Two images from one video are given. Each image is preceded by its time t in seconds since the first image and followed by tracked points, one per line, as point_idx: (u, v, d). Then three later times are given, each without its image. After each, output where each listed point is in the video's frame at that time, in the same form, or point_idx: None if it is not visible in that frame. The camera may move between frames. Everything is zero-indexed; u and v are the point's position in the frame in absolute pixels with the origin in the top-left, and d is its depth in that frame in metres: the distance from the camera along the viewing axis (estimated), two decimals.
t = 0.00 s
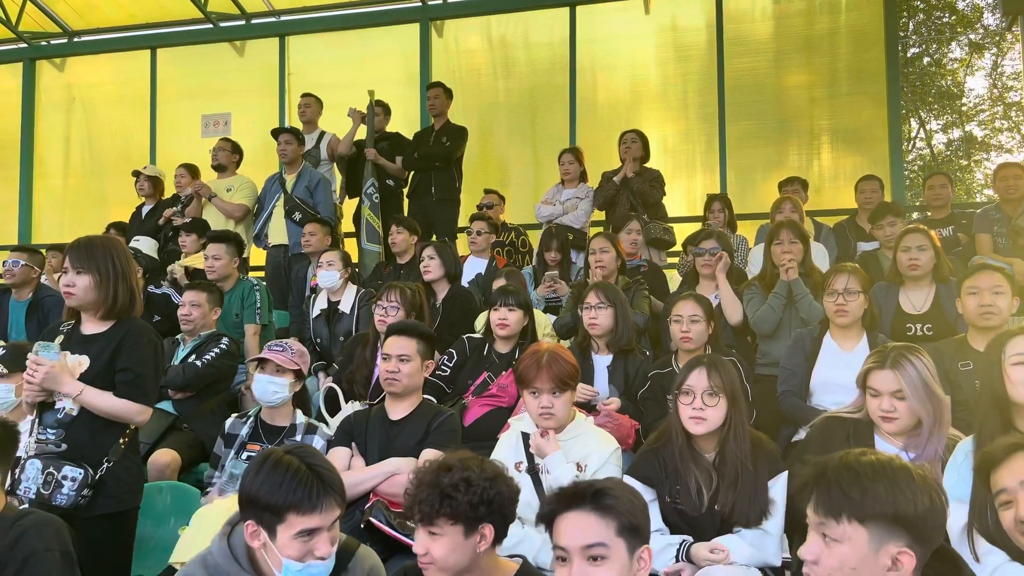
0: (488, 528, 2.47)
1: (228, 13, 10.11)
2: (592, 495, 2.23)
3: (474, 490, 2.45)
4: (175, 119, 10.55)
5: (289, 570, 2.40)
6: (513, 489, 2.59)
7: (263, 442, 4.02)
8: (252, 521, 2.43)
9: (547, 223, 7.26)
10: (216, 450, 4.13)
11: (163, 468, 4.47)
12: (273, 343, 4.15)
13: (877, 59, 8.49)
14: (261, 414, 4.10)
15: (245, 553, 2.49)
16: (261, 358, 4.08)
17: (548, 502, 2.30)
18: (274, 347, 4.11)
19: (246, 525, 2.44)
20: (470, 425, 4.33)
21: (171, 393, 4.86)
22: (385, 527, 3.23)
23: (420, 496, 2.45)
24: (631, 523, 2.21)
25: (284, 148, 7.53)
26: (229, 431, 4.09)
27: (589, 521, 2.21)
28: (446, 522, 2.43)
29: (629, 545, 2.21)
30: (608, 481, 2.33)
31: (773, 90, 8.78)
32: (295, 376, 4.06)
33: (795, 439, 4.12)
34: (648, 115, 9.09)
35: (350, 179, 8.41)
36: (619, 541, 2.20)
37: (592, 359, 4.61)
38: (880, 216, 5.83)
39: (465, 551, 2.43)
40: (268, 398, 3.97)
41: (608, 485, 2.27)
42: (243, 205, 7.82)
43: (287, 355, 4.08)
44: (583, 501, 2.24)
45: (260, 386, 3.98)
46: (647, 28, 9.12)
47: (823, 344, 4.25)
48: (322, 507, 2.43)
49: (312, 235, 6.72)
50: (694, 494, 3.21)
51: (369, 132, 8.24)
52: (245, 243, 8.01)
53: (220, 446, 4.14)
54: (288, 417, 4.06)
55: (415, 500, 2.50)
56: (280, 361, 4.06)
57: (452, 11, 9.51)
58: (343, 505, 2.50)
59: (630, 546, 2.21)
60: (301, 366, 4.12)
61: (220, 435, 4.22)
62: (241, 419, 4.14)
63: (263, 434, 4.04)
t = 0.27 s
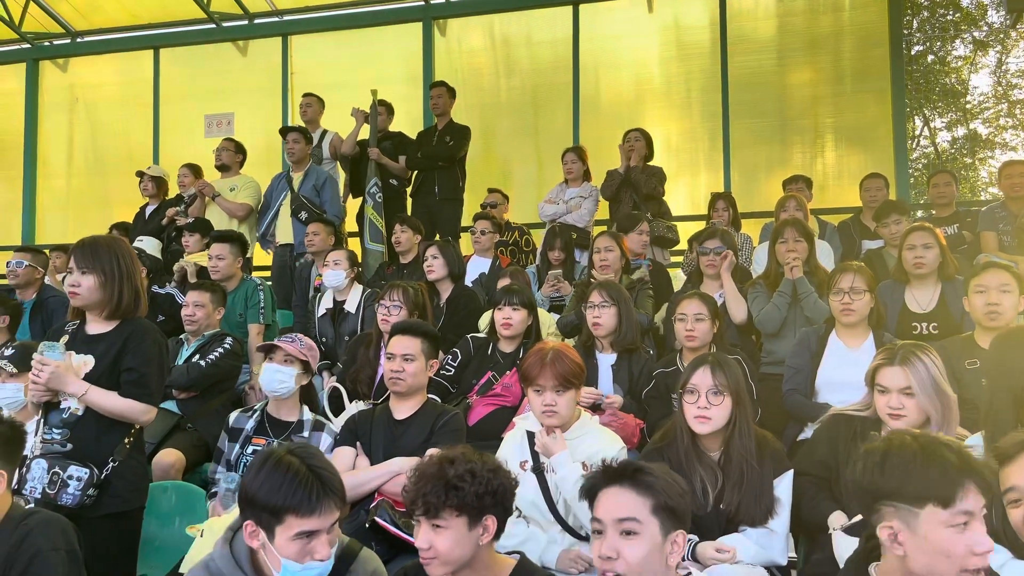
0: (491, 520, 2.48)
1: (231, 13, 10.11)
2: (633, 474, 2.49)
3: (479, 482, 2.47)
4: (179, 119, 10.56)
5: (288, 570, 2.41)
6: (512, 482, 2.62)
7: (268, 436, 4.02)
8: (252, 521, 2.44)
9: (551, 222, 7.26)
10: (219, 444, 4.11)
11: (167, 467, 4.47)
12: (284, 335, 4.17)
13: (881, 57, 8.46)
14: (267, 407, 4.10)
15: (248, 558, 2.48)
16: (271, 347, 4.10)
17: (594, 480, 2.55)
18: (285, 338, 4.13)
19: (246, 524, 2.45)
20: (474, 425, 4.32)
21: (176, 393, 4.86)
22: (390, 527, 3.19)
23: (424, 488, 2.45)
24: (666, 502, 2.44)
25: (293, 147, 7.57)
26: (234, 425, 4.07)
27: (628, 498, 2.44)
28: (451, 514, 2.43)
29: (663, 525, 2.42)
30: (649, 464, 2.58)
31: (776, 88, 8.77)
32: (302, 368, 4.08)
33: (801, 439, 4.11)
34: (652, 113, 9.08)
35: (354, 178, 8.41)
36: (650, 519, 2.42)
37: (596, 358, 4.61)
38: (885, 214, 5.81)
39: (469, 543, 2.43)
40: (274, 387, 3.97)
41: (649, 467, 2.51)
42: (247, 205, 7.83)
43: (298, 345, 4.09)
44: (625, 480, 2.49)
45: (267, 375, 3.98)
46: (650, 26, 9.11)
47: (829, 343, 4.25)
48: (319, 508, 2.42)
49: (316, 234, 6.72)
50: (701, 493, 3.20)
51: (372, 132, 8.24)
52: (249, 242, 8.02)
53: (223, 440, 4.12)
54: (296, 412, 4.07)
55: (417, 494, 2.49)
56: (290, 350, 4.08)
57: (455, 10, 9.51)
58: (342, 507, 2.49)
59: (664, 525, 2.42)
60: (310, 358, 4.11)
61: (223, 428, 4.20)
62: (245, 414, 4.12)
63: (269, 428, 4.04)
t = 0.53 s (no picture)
0: (492, 516, 2.48)
1: (233, 14, 10.12)
2: (687, 454, 2.46)
3: (482, 477, 2.48)
4: (182, 120, 10.58)
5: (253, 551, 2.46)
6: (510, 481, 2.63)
7: (266, 431, 3.97)
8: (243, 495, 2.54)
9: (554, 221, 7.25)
10: (215, 442, 4.04)
11: (171, 468, 4.48)
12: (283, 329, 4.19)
13: (884, 55, 8.45)
14: (264, 403, 4.05)
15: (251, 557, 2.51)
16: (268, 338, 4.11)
17: (647, 458, 2.50)
18: (283, 331, 4.13)
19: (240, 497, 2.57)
20: (478, 425, 4.32)
21: (179, 393, 4.87)
22: (394, 527, 3.20)
23: (428, 483, 2.43)
24: (718, 485, 2.43)
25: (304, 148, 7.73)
26: (231, 423, 4.02)
27: (682, 478, 2.41)
28: (456, 510, 2.42)
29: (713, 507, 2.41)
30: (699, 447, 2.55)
31: (778, 87, 8.76)
32: (297, 359, 4.05)
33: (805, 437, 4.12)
34: (653, 112, 9.08)
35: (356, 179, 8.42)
36: (704, 499, 2.39)
37: (599, 357, 4.60)
38: (888, 213, 5.81)
39: (473, 539, 2.42)
40: (268, 376, 3.96)
41: (702, 449, 2.49)
42: (250, 205, 7.85)
43: (293, 336, 4.09)
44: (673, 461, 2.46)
45: (262, 364, 3.97)
46: (652, 25, 9.11)
47: (833, 341, 4.25)
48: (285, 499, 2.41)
49: (319, 235, 6.73)
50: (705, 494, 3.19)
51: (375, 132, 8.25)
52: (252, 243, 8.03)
53: (219, 438, 4.05)
54: (293, 406, 4.02)
55: (418, 493, 2.46)
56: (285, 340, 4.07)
57: (457, 10, 9.51)
58: (314, 504, 2.45)
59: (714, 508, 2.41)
60: (304, 350, 4.09)
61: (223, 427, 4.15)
62: (242, 412, 4.07)
63: (267, 423, 3.99)
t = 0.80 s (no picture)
0: (503, 509, 2.49)
1: (236, 15, 10.13)
2: (749, 443, 2.53)
3: (494, 470, 2.49)
4: (185, 121, 10.60)
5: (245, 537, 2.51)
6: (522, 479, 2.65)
7: (261, 432, 3.89)
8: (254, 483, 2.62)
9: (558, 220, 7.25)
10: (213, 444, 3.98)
11: (177, 468, 4.48)
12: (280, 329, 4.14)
13: (887, 53, 8.44)
14: (260, 405, 3.98)
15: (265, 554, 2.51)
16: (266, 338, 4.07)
17: (710, 438, 2.56)
18: (280, 332, 4.09)
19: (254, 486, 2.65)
20: (482, 424, 4.31)
21: (184, 394, 4.88)
22: (399, 525, 3.20)
23: (442, 473, 2.44)
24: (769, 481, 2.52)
25: (316, 148, 7.74)
26: (228, 424, 3.97)
27: (744, 466, 2.47)
28: (467, 501, 2.43)
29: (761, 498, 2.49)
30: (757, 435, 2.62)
31: (782, 85, 8.75)
32: (293, 360, 3.99)
33: (811, 435, 4.11)
34: (656, 111, 9.08)
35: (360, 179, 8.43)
36: (760, 490, 2.48)
37: (603, 357, 4.60)
38: (892, 210, 5.81)
39: (483, 532, 2.42)
40: (264, 376, 3.88)
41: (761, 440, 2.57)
42: (254, 206, 7.86)
43: (290, 337, 4.05)
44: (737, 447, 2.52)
45: (258, 364, 3.90)
46: (654, 24, 9.10)
47: (839, 339, 4.24)
48: (264, 488, 2.44)
49: (323, 235, 6.74)
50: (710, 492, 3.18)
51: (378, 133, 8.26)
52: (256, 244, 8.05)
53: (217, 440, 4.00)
54: (287, 406, 3.95)
55: (431, 484, 2.48)
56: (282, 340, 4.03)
57: (460, 10, 9.51)
58: (294, 499, 2.43)
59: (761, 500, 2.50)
60: (301, 350, 4.03)
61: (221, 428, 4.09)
62: (239, 412, 4.02)
63: (262, 424, 3.92)
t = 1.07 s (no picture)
0: (519, 506, 2.50)
1: (240, 17, 10.14)
2: (767, 438, 2.53)
3: (513, 465, 2.51)
4: (191, 123, 10.63)
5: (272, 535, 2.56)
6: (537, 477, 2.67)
7: (272, 435, 3.81)
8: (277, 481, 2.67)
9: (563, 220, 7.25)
10: (221, 443, 3.89)
11: (185, 468, 4.49)
12: (290, 331, 4.03)
13: (892, 51, 8.43)
14: (271, 406, 3.91)
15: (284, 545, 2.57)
16: (277, 341, 3.95)
17: (729, 432, 2.58)
18: (291, 334, 3.98)
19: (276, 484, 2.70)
20: (489, 424, 4.32)
21: (191, 395, 4.88)
22: (407, 525, 3.21)
23: (462, 466, 2.46)
24: (785, 479, 2.53)
25: (327, 149, 7.76)
26: (237, 424, 3.88)
27: (761, 459, 2.48)
28: (485, 495, 2.44)
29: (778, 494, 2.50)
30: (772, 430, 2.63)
31: (786, 83, 8.75)
32: (306, 364, 3.91)
33: (818, 432, 4.11)
34: (660, 110, 9.08)
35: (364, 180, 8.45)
36: (777, 484, 2.49)
37: (609, 356, 4.60)
38: (898, 208, 5.79)
39: (499, 527, 2.43)
40: (278, 382, 3.79)
41: (781, 437, 2.57)
42: (259, 207, 7.88)
43: (303, 340, 3.94)
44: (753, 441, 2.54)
45: (272, 370, 3.79)
46: (658, 24, 9.10)
47: (846, 337, 4.25)
48: (296, 487, 2.49)
49: (329, 236, 6.75)
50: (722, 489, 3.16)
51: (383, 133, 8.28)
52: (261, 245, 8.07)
53: (225, 439, 3.91)
54: (299, 409, 3.87)
55: (449, 476, 2.49)
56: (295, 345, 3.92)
57: (464, 10, 9.51)
58: (325, 498, 2.49)
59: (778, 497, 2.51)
60: (315, 355, 3.95)
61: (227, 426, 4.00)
62: (248, 412, 3.92)
63: (273, 426, 3.83)
